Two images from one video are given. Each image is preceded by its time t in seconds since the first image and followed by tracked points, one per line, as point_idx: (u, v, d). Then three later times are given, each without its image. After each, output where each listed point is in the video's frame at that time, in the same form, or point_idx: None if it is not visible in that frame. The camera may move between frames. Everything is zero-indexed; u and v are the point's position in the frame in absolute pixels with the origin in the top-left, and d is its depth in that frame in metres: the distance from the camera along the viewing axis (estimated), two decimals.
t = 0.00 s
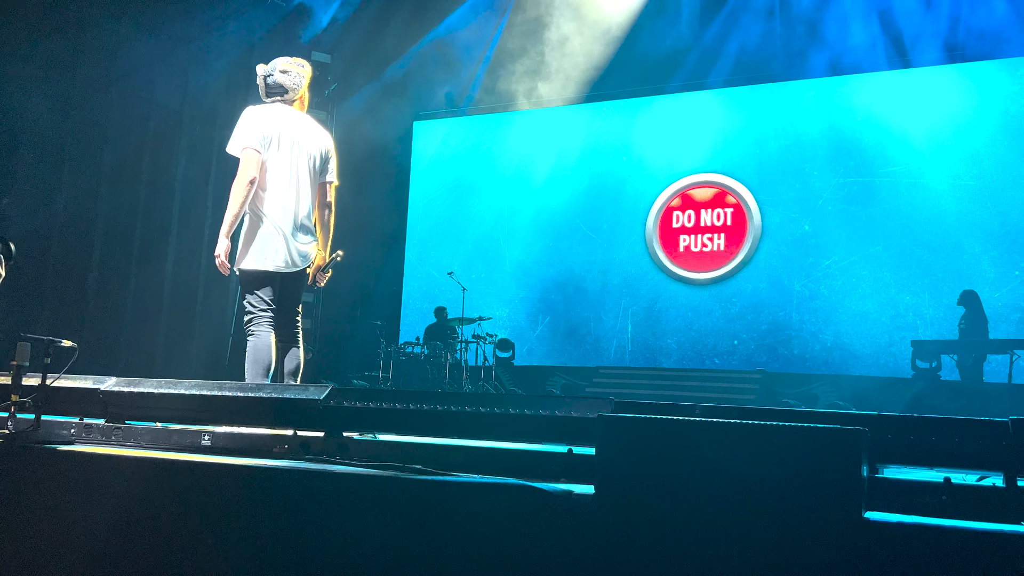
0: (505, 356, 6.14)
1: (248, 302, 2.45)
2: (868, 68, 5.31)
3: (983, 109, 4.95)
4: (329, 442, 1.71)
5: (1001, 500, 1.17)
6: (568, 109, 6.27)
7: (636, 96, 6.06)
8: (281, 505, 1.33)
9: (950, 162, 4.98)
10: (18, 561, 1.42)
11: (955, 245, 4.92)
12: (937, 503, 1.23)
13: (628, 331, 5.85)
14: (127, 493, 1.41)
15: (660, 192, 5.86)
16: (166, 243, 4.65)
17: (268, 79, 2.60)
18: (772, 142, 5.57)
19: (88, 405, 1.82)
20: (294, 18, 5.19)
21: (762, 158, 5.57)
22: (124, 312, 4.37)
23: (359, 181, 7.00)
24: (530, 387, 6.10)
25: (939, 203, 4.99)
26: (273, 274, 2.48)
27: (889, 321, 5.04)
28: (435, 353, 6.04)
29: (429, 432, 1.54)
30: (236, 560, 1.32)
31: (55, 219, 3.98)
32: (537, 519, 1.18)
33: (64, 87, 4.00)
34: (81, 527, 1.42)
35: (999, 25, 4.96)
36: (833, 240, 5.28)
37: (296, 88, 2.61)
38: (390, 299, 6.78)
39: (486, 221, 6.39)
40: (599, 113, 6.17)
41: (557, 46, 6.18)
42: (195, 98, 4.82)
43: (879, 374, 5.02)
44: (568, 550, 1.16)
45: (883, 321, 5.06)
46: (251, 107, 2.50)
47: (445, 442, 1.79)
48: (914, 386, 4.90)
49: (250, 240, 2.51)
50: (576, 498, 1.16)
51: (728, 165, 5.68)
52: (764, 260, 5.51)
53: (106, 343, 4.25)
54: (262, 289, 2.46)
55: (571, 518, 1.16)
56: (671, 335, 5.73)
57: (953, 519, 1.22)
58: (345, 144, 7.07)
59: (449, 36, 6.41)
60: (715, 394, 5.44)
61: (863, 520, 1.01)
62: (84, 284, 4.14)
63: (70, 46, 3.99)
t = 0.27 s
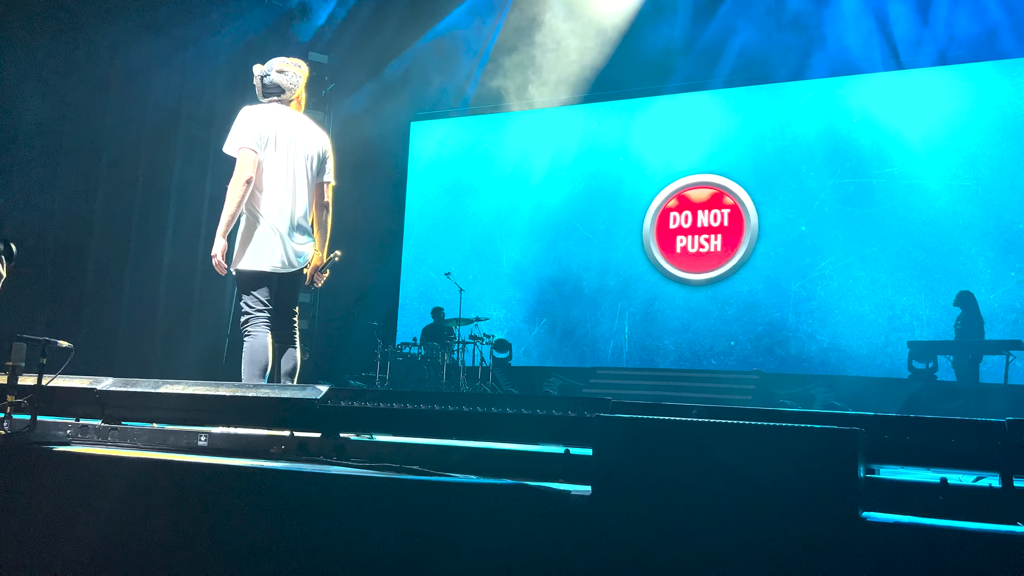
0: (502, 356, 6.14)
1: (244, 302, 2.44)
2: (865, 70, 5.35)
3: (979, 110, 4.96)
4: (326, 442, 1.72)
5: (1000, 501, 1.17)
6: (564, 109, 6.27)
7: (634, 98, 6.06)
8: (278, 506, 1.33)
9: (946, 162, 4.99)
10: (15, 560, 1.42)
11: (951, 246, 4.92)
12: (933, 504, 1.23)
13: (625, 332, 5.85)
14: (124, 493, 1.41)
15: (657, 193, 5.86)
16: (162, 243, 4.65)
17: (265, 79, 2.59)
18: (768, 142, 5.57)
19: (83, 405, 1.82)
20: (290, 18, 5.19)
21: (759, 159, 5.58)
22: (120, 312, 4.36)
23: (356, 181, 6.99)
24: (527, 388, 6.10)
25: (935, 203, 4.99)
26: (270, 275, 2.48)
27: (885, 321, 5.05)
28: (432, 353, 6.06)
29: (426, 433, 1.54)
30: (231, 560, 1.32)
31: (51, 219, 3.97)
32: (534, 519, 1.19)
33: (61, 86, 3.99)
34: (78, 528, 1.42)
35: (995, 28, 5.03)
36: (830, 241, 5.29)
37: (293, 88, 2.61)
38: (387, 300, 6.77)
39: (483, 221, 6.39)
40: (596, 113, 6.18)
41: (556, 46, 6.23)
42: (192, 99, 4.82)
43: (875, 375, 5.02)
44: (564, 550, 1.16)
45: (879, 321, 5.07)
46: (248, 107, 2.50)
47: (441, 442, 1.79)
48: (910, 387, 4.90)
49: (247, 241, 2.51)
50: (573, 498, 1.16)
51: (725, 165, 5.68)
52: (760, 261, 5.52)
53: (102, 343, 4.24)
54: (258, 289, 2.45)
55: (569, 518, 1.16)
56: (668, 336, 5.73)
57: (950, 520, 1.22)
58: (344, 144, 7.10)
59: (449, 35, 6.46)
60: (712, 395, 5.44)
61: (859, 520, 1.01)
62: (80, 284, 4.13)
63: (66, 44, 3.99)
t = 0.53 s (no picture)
0: (499, 357, 6.14)
1: (241, 303, 2.44)
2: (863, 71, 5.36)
3: (975, 111, 4.97)
4: (323, 443, 1.72)
5: (996, 502, 1.18)
6: (561, 110, 6.29)
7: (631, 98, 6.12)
8: (274, 507, 1.32)
9: (942, 164, 5.01)
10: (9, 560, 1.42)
11: (948, 247, 4.93)
12: (929, 506, 1.24)
13: (622, 332, 5.85)
14: (120, 494, 1.41)
15: (654, 194, 5.87)
16: (158, 243, 4.64)
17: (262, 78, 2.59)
18: (765, 143, 5.58)
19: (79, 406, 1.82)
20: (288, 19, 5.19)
21: (755, 160, 5.59)
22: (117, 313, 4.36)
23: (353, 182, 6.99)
24: (524, 389, 6.11)
25: (932, 204, 5.01)
26: (267, 276, 2.48)
27: (882, 322, 5.06)
28: (429, 353, 5.98)
29: (422, 434, 1.54)
30: (225, 561, 1.31)
31: (48, 220, 3.96)
32: (531, 519, 1.18)
33: (57, 86, 3.99)
34: (73, 529, 1.42)
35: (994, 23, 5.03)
36: (826, 242, 5.30)
37: (290, 88, 2.61)
38: (384, 300, 6.77)
39: (480, 222, 6.39)
40: (593, 114, 6.18)
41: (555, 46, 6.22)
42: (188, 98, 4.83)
43: (871, 376, 5.03)
44: (560, 550, 1.16)
45: (876, 322, 5.08)
46: (244, 107, 2.49)
47: (438, 443, 1.79)
48: (906, 387, 4.92)
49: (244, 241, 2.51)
50: (570, 500, 1.16)
51: (722, 166, 5.69)
52: (757, 262, 5.52)
53: (98, 344, 4.23)
54: (255, 290, 2.45)
55: (566, 518, 1.16)
56: (664, 337, 5.73)
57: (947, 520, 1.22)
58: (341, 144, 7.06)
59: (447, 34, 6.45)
60: (709, 396, 5.44)
61: (855, 521, 1.01)
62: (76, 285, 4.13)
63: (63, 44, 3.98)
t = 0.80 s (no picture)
0: (497, 358, 6.15)
1: (239, 303, 2.44)
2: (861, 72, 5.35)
3: (972, 113, 4.99)
4: (320, 444, 1.74)
5: (994, 502, 1.18)
6: (559, 111, 6.29)
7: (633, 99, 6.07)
8: (270, 507, 1.32)
9: (939, 165, 5.02)
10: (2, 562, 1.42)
11: (945, 248, 4.94)
12: (928, 507, 1.23)
13: (620, 333, 5.85)
14: (115, 495, 1.41)
15: (652, 195, 5.87)
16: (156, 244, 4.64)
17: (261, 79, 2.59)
18: (763, 144, 5.59)
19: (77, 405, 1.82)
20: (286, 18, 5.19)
21: (753, 160, 5.59)
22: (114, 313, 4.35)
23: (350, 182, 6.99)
24: (521, 389, 6.10)
25: (930, 205, 5.02)
26: (265, 276, 2.47)
27: (879, 323, 5.07)
28: (426, 354, 5.99)
29: (420, 435, 1.54)
30: (220, 561, 1.31)
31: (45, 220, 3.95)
32: (527, 519, 1.18)
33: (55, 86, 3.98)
34: (69, 529, 1.42)
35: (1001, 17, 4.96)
36: (824, 243, 5.31)
37: (289, 89, 2.61)
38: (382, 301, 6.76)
39: (478, 222, 6.40)
40: (591, 114, 6.19)
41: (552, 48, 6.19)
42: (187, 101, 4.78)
43: (869, 377, 5.04)
44: (556, 550, 1.16)
45: (873, 322, 5.09)
46: (242, 108, 2.49)
47: (437, 444, 1.79)
48: (903, 388, 4.93)
49: (242, 242, 2.50)
50: (569, 500, 1.16)
51: (720, 167, 5.70)
52: (754, 263, 5.53)
53: (95, 344, 4.22)
54: (253, 290, 2.45)
55: (563, 518, 1.16)
56: (662, 337, 5.74)
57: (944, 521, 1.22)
58: (337, 147, 6.96)
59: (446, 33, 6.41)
60: (707, 396, 5.45)
61: (852, 519, 1.01)
62: (74, 285, 4.13)
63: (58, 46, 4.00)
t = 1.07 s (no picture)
0: (495, 359, 6.14)
1: (238, 304, 2.44)
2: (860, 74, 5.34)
3: (970, 114, 4.99)
4: (319, 444, 1.75)
5: (992, 503, 1.18)
6: (558, 112, 6.29)
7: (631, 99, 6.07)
8: (270, 506, 1.32)
9: (937, 166, 5.02)
10: None
11: (944, 249, 4.95)
12: (925, 506, 1.24)
13: (619, 334, 5.85)
14: (114, 494, 1.40)
15: (650, 195, 5.87)
16: (154, 245, 4.63)
17: (260, 80, 2.59)
18: (761, 145, 5.59)
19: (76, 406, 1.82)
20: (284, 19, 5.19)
21: (752, 162, 5.60)
22: (113, 314, 4.35)
23: (349, 183, 6.98)
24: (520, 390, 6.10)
25: (928, 206, 5.02)
26: (264, 277, 2.47)
27: (878, 324, 5.07)
28: (425, 355, 5.98)
29: (419, 436, 1.54)
30: (218, 561, 1.31)
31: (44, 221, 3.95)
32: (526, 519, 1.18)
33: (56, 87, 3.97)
34: (67, 529, 1.41)
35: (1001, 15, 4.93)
36: (822, 244, 5.31)
37: (288, 89, 2.61)
38: (380, 302, 6.76)
39: (477, 223, 6.40)
40: (589, 115, 6.19)
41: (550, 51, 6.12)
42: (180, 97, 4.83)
43: (867, 378, 5.05)
44: (556, 549, 1.16)
45: (871, 323, 5.09)
46: (241, 108, 2.49)
47: (436, 445, 1.79)
48: (902, 389, 4.94)
49: (241, 242, 2.50)
50: (568, 501, 1.16)
51: (719, 168, 5.70)
52: (753, 263, 5.53)
53: (94, 345, 4.22)
54: (252, 290, 2.45)
55: (564, 518, 1.15)
56: (661, 338, 5.73)
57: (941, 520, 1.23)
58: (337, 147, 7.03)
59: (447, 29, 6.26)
60: (706, 397, 5.45)
61: (851, 520, 1.01)
62: (72, 286, 4.12)
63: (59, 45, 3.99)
